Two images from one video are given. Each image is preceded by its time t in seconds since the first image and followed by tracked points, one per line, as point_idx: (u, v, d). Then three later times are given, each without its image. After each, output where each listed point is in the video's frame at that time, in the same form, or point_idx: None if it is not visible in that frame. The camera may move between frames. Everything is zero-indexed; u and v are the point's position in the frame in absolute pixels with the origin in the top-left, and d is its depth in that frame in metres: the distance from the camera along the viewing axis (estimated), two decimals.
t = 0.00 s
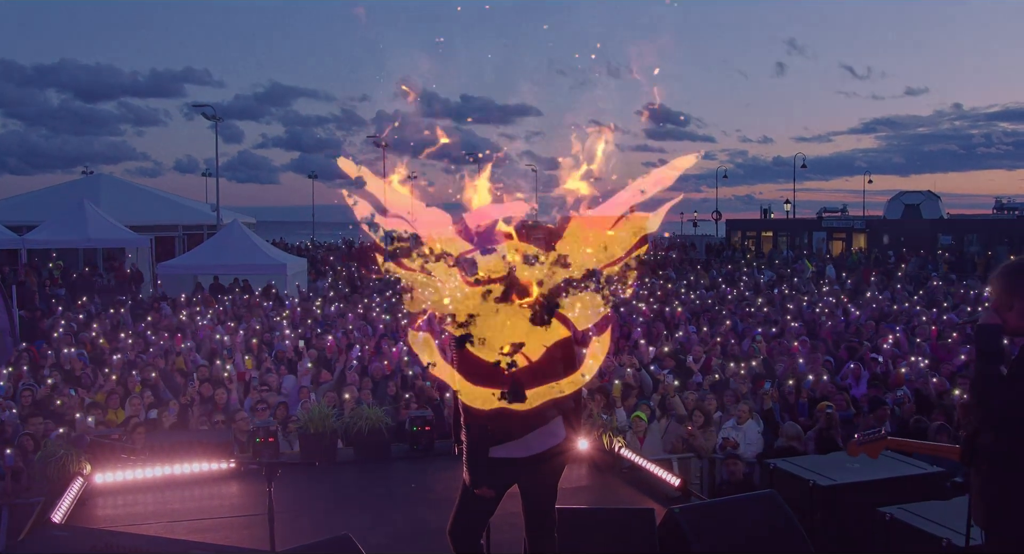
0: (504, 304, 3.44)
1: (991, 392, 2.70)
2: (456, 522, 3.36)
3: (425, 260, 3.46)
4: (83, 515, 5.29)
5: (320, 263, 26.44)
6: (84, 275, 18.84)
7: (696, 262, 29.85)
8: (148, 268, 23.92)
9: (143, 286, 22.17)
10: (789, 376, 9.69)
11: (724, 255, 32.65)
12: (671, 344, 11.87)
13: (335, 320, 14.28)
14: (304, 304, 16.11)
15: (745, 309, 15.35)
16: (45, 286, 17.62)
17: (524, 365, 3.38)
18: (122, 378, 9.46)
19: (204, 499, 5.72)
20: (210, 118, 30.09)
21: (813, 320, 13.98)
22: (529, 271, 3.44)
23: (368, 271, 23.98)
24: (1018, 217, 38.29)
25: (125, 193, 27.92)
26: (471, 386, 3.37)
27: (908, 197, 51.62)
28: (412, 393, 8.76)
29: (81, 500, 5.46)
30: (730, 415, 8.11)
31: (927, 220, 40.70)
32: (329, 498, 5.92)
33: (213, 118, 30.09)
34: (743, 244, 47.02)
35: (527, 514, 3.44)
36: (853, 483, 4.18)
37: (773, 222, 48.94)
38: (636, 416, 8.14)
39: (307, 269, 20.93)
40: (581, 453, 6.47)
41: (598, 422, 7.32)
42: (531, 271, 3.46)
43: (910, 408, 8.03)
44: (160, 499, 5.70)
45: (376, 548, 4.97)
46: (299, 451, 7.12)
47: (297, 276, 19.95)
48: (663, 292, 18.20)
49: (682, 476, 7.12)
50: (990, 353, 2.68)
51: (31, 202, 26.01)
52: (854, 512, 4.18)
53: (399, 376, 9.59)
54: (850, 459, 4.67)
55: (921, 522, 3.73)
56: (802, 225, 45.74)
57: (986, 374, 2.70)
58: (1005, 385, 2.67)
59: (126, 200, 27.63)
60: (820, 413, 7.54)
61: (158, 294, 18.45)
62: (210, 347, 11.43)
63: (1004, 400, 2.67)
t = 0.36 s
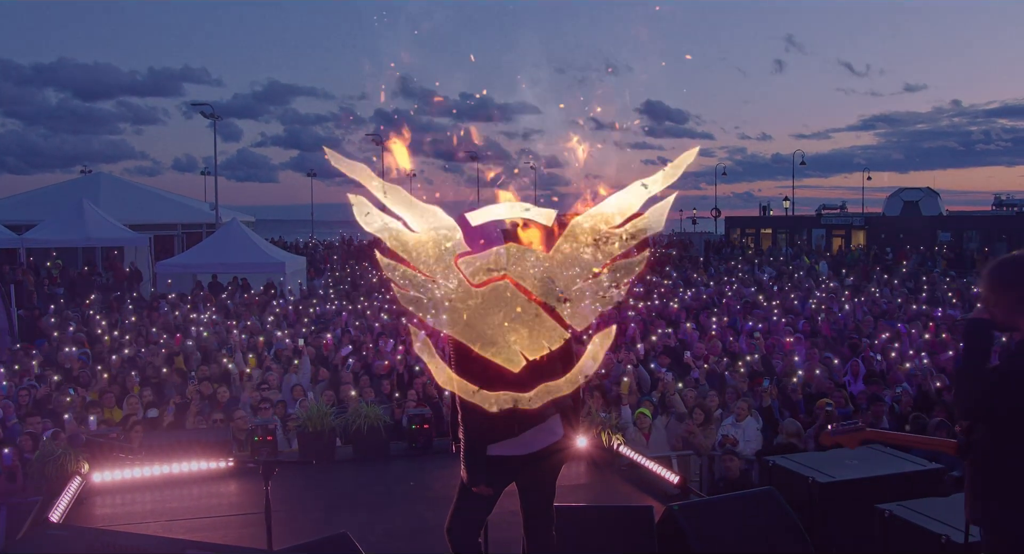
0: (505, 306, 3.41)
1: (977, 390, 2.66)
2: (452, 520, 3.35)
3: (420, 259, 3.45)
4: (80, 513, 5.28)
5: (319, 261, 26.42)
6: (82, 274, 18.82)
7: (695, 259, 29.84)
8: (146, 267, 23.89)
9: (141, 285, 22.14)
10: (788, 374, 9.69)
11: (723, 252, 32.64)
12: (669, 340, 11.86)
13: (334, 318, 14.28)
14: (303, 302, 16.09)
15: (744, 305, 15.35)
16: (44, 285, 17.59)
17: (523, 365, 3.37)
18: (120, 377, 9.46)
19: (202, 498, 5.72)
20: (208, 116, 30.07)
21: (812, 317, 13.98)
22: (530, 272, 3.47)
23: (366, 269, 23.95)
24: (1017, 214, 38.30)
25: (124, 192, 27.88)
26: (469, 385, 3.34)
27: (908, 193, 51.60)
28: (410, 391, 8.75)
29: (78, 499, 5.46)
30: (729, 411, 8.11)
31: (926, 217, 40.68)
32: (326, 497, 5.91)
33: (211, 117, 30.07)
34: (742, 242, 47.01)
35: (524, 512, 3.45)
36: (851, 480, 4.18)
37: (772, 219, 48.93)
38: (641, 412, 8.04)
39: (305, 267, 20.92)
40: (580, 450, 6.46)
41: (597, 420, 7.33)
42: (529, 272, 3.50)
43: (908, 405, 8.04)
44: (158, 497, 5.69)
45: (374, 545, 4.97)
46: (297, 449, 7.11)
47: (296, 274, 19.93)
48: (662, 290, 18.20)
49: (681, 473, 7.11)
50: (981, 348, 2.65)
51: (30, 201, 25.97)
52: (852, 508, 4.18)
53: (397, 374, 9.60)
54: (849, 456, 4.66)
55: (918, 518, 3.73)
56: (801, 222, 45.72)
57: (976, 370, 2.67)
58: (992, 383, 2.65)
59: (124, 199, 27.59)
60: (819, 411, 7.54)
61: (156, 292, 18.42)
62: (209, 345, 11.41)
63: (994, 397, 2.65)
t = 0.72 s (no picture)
0: (505, 304, 3.40)
1: (967, 377, 2.75)
2: (450, 519, 3.35)
3: (421, 258, 3.46)
4: (79, 513, 5.28)
5: (319, 261, 26.41)
6: (83, 273, 18.82)
7: (696, 257, 29.83)
8: (147, 266, 23.89)
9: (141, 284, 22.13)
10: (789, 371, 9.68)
11: (724, 250, 32.61)
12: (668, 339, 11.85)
13: (335, 317, 14.27)
14: (302, 301, 16.09)
15: (744, 303, 15.35)
16: (44, 285, 17.58)
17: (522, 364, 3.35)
18: (121, 376, 9.46)
19: (202, 497, 5.72)
20: (207, 116, 30.08)
21: (813, 315, 13.96)
22: (530, 271, 3.45)
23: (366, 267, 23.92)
24: (1017, 211, 38.30)
25: (123, 191, 27.83)
26: (468, 385, 3.34)
27: (908, 191, 51.55)
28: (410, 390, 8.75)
29: (77, 498, 5.46)
30: (730, 409, 8.10)
31: (926, 215, 40.65)
32: (325, 496, 5.91)
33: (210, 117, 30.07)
34: (742, 240, 46.98)
35: (523, 511, 3.44)
36: (852, 477, 4.17)
37: (772, 217, 48.90)
38: (645, 410, 8.02)
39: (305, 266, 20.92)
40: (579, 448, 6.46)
41: (597, 418, 7.32)
42: (530, 272, 3.47)
43: (908, 403, 8.04)
44: (157, 497, 5.69)
45: (374, 544, 4.96)
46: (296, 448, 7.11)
47: (296, 273, 19.93)
48: (662, 288, 18.20)
49: (682, 471, 7.12)
50: (974, 343, 2.83)
51: (30, 200, 25.95)
52: (852, 506, 4.16)
53: (397, 373, 9.59)
54: (850, 454, 4.65)
55: (918, 516, 3.72)
56: (801, 220, 45.70)
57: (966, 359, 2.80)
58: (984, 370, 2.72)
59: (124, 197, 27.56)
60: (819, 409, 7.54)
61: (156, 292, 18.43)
62: (210, 344, 11.40)
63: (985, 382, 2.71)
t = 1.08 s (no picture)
0: (504, 305, 3.39)
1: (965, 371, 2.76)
2: (449, 515, 3.38)
3: (421, 257, 3.43)
4: (77, 510, 5.28)
5: (319, 257, 26.40)
6: (83, 271, 18.80)
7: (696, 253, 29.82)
8: (147, 263, 23.87)
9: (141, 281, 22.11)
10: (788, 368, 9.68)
11: (724, 246, 32.59)
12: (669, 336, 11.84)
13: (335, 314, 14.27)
14: (302, 298, 16.08)
15: (744, 300, 15.35)
16: (44, 283, 17.56)
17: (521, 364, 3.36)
18: (120, 373, 9.45)
19: (201, 494, 5.72)
20: (206, 112, 30.06)
21: (813, 311, 13.95)
22: (530, 272, 3.42)
23: (367, 263, 23.94)
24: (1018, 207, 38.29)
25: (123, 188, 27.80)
26: (468, 385, 3.36)
27: (908, 188, 51.52)
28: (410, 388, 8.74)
29: (75, 495, 5.46)
30: (729, 406, 8.09)
31: (927, 211, 40.60)
32: (324, 493, 5.90)
33: (209, 113, 30.09)
34: (742, 236, 47.00)
35: (521, 509, 3.44)
36: (851, 474, 4.16)
37: (773, 213, 48.89)
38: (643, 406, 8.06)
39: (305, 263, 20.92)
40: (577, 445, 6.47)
41: (596, 415, 7.33)
42: (531, 271, 3.44)
43: (908, 399, 8.02)
44: (155, 494, 5.69)
45: (371, 540, 4.97)
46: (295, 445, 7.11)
47: (295, 270, 19.91)
48: (663, 284, 18.19)
49: (681, 468, 7.16)
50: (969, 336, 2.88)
51: (29, 197, 25.91)
52: (851, 502, 4.16)
53: (397, 370, 9.59)
54: (850, 451, 4.64)
55: (917, 513, 3.72)
56: (801, 216, 45.68)
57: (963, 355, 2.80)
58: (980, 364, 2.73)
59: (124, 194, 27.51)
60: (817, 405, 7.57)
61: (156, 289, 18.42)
62: (210, 341, 11.39)
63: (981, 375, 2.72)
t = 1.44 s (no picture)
0: (503, 306, 3.39)
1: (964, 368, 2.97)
2: (446, 515, 3.39)
3: (420, 257, 3.44)
4: (76, 508, 5.28)
5: (318, 256, 26.37)
6: (82, 269, 18.78)
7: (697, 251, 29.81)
8: (146, 261, 23.84)
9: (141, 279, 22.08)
10: (786, 366, 9.69)
11: (724, 245, 32.57)
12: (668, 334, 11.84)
13: (334, 312, 14.26)
14: (302, 296, 16.06)
15: (744, 298, 15.34)
16: (43, 281, 17.53)
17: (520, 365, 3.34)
18: (119, 370, 9.43)
19: (200, 492, 5.73)
20: (206, 110, 30.01)
21: (812, 309, 13.95)
22: (530, 271, 3.42)
23: (366, 261, 23.94)
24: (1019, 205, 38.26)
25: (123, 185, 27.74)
26: (464, 385, 3.32)
27: (908, 187, 51.49)
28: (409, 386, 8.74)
29: (74, 493, 5.46)
30: (729, 404, 8.09)
31: (927, 210, 40.58)
32: (322, 491, 5.90)
33: (209, 111, 30.06)
34: (742, 235, 46.99)
35: (519, 507, 3.43)
36: (849, 472, 4.15)
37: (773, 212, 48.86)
38: (636, 405, 8.15)
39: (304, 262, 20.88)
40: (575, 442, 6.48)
41: (595, 413, 7.34)
42: (531, 271, 3.46)
43: (907, 397, 8.02)
44: (154, 492, 5.70)
45: (370, 538, 4.97)
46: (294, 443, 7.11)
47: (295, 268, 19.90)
48: (662, 282, 18.20)
49: (680, 466, 7.17)
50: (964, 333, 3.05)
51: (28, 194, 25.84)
52: (850, 500, 4.15)
53: (396, 368, 9.59)
54: (847, 449, 4.62)
55: (916, 512, 3.72)
56: (801, 215, 45.73)
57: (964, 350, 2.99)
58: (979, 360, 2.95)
59: (123, 192, 27.46)
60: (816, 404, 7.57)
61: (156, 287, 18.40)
62: (209, 338, 11.38)
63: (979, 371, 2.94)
